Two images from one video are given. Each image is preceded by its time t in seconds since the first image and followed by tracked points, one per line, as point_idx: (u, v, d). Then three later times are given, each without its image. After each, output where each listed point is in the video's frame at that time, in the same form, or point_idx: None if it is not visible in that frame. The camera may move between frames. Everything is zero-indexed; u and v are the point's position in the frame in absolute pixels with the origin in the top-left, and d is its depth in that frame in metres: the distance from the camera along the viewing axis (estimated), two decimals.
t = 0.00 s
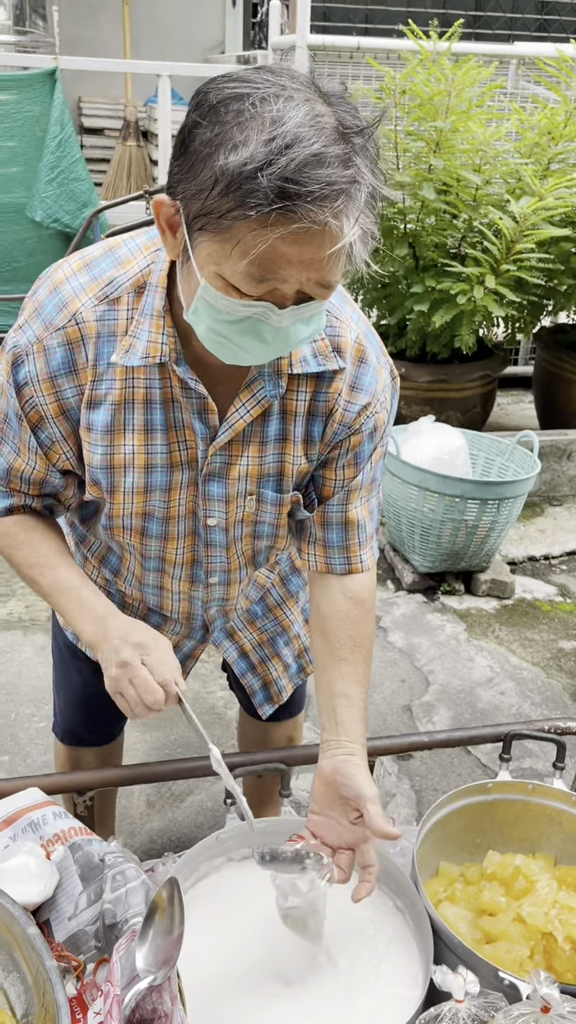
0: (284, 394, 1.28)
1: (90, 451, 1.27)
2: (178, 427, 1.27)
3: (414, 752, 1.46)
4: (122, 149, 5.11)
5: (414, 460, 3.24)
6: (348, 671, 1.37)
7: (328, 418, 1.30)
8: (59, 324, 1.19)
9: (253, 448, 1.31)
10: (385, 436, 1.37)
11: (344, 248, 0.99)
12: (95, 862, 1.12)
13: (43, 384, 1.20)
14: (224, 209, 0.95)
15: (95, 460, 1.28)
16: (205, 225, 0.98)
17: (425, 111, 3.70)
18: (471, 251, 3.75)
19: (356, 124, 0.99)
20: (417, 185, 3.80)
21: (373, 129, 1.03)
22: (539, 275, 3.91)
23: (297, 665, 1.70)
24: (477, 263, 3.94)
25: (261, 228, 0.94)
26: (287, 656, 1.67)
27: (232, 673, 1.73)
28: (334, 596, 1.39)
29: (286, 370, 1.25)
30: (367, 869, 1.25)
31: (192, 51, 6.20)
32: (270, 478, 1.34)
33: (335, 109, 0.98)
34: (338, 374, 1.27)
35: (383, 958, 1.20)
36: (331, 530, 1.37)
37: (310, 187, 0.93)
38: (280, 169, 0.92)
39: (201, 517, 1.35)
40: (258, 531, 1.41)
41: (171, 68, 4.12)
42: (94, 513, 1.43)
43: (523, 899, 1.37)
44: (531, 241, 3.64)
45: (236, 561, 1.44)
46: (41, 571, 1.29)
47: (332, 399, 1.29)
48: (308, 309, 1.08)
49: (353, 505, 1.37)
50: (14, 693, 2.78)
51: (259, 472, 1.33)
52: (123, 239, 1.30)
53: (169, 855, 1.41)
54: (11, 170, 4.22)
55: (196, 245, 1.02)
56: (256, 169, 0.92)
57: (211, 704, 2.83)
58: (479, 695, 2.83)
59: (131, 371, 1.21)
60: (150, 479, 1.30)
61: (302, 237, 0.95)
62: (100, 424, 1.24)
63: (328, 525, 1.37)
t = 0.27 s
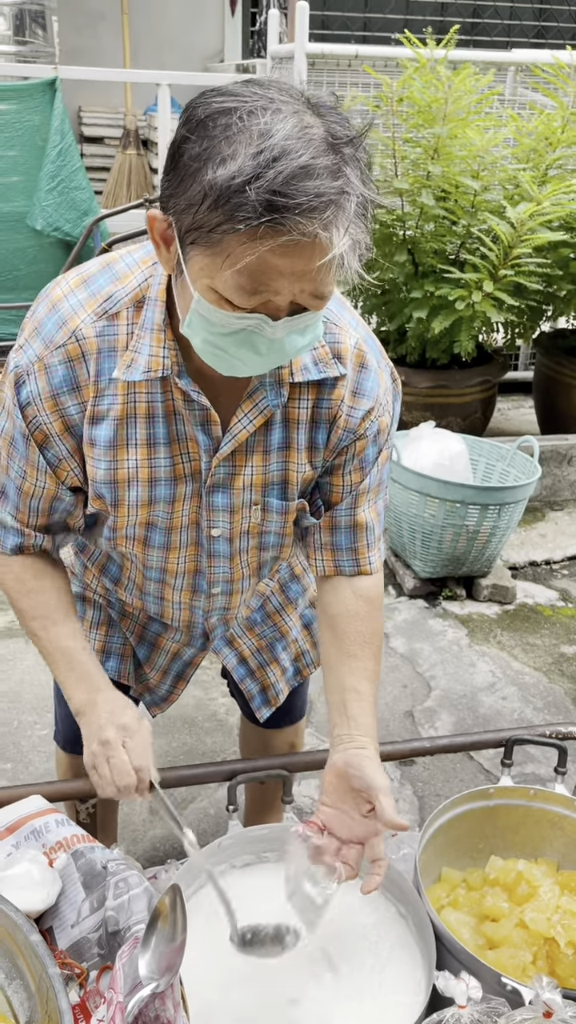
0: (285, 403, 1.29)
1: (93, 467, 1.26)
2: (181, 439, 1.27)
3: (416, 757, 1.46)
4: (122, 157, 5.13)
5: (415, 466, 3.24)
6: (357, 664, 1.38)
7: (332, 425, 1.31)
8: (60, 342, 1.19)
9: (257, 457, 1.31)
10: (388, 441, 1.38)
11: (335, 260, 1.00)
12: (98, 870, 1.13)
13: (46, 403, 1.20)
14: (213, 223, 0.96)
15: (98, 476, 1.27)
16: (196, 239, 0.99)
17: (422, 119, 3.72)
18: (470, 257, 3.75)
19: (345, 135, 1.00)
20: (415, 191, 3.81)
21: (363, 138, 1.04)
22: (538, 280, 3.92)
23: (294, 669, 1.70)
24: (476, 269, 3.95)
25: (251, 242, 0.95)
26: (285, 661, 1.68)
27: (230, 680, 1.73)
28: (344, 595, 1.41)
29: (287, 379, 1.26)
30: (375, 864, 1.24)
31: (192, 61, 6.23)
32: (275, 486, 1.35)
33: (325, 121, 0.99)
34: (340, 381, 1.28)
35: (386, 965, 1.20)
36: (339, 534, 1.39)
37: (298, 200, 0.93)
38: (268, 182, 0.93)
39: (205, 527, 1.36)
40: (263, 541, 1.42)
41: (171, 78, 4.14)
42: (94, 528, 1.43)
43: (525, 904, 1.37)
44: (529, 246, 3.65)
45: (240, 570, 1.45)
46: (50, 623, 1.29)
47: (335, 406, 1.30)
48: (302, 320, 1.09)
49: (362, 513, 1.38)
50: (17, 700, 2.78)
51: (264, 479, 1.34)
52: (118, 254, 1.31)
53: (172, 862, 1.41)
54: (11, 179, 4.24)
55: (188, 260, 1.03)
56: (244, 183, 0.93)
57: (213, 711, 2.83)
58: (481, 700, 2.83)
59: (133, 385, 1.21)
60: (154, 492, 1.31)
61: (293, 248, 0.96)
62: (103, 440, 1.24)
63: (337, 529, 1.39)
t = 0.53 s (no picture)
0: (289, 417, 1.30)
1: (108, 506, 1.25)
2: (191, 468, 1.26)
3: (414, 762, 1.46)
4: (120, 165, 5.16)
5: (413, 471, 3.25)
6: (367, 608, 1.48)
7: (339, 430, 1.34)
8: (63, 389, 1.16)
9: (267, 474, 1.32)
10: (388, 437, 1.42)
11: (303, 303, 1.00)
12: (97, 876, 1.12)
13: (58, 452, 1.17)
14: (178, 274, 0.96)
15: (114, 513, 1.26)
16: (164, 288, 0.99)
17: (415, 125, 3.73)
18: (466, 262, 3.76)
19: (309, 175, 0.99)
20: (411, 198, 3.82)
21: (331, 174, 1.03)
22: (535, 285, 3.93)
23: (291, 673, 1.72)
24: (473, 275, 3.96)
25: (217, 291, 0.96)
26: (283, 665, 1.69)
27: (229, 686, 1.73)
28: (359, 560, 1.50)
29: (290, 395, 1.27)
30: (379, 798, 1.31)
31: (188, 69, 6.25)
32: (287, 497, 1.37)
33: (288, 163, 0.99)
34: (343, 389, 1.30)
35: (384, 969, 1.20)
36: (355, 519, 1.47)
37: (259, 249, 0.93)
38: (227, 231, 0.93)
39: (220, 548, 1.36)
40: (280, 554, 1.44)
41: (168, 87, 4.16)
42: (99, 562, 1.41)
43: (524, 908, 1.37)
44: (525, 250, 3.65)
45: (253, 587, 1.46)
46: (59, 715, 1.27)
47: (340, 412, 1.32)
48: (281, 357, 1.10)
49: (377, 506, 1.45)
50: (16, 708, 2.78)
51: (277, 493, 1.35)
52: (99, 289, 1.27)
53: (170, 868, 1.42)
54: (9, 187, 4.26)
55: (160, 304, 1.04)
56: (204, 233, 0.93)
57: (212, 718, 2.83)
58: (480, 705, 2.83)
59: (140, 422, 1.20)
60: (170, 521, 1.30)
61: (258, 295, 0.96)
62: (115, 480, 1.23)
63: (353, 515, 1.46)
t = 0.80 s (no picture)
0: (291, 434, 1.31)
1: (116, 522, 1.26)
2: (198, 483, 1.27)
3: (414, 772, 1.46)
4: (117, 175, 5.19)
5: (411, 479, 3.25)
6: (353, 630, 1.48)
7: (339, 447, 1.35)
8: (71, 407, 1.16)
9: (270, 491, 1.33)
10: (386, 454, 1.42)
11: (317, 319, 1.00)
12: (97, 890, 1.12)
13: (66, 470, 1.18)
14: (192, 296, 0.97)
15: (123, 530, 1.26)
16: (178, 309, 1.00)
17: (411, 134, 3.74)
18: (462, 270, 3.77)
19: (319, 192, 1.00)
20: (407, 206, 3.84)
21: (340, 189, 1.04)
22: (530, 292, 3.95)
23: (291, 683, 1.72)
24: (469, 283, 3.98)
25: (232, 312, 0.96)
26: (282, 676, 1.69)
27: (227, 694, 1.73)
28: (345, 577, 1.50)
29: (293, 413, 1.28)
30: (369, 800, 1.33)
31: (185, 80, 6.28)
32: (289, 512, 1.38)
33: (298, 181, 0.99)
34: (344, 406, 1.31)
35: (384, 981, 1.20)
36: (343, 539, 1.46)
37: (272, 269, 0.94)
38: (240, 253, 0.93)
39: (223, 564, 1.37)
40: (280, 568, 1.45)
41: (165, 97, 4.18)
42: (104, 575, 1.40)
43: (525, 919, 1.37)
44: (520, 258, 3.66)
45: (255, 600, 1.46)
46: (73, 718, 1.27)
47: (340, 429, 1.33)
48: (294, 373, 1.11)
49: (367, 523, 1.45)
50: (15, 719, 2.78)
51: (278, 510, 1.36)
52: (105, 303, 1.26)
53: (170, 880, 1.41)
54: (7, 198, 4.27)
55: (173, 325, 1.05)
56: (217, 255, 0.94)
57: (212, 727, 2.83)
58: (479, 713, 2.83)
59: (147, 440, 1.20)
60: (178, 536, 1.31)
61: (274, 315, 0.97)
62: (124, 497, 1.23)
63: (340, 535, 1.46)
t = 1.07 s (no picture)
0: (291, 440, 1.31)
1: (118, 524, 1.25)
2: (198, 486, 1.27)
3: (413, 782, 1.46)
4: (114, 184, 5.19)
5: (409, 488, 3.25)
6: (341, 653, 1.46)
7: (338, 455, 1.34)
8: (75, 407, 1.16)
9: (267, 497, 1.33)
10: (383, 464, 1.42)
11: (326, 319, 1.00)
12: (96, 904, 1.12)
13: (71, 469, 1.18)
14: (205, 293, 0.96)
15: (125, 533, 1.26)
16: (189, 306, 1.00)
17: (410, 143, 3.76)
18: (459, 278, 3.78)
19: (332, 193, 1.00)
20: (404, 215, 3.86)
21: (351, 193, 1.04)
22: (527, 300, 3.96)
23: (293, 696, 1.72)
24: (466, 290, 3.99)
25: (242, 308, 0.96)
26: (283, 688, 1.68)
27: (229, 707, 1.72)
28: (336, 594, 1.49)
29: (293, 419, 1.28)
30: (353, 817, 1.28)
31: (181, 89, 6.30)
32: (286, 522, 1.37)
33: (312, 182, 0.99)
34: (343, 414, 1.31)
35: (386, 994, 1.19)
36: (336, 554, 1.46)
37: (285, 268, 0.94)
38: (254, 250, 0.93)
39: (220, 570, 1.36)
40: (276, 577, 1.44)
41: (161, 107, 4.19)
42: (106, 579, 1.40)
43: (526, 930, 1.36)
44: (517, 266, 3.67)
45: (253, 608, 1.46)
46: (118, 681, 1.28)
47: (339, 437, 1.33)
48: (301, 376, 1.11)
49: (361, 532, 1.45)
50: (13, 729, 2.77)
51: (276, 517, 1.35)
52: (109, 307, 1.27)
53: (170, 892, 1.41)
54: (5, 207, 4.28)
55: (182, 323, 1.04)
56: (231, 252, 0.93)
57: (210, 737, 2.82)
58: (478, 722, 2.83)
59: (149, 442, 1.20)
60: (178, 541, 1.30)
61: (285, 314, 0.97)
62: (126, 499, 1.22)
63: (333, 548, 1.45)
